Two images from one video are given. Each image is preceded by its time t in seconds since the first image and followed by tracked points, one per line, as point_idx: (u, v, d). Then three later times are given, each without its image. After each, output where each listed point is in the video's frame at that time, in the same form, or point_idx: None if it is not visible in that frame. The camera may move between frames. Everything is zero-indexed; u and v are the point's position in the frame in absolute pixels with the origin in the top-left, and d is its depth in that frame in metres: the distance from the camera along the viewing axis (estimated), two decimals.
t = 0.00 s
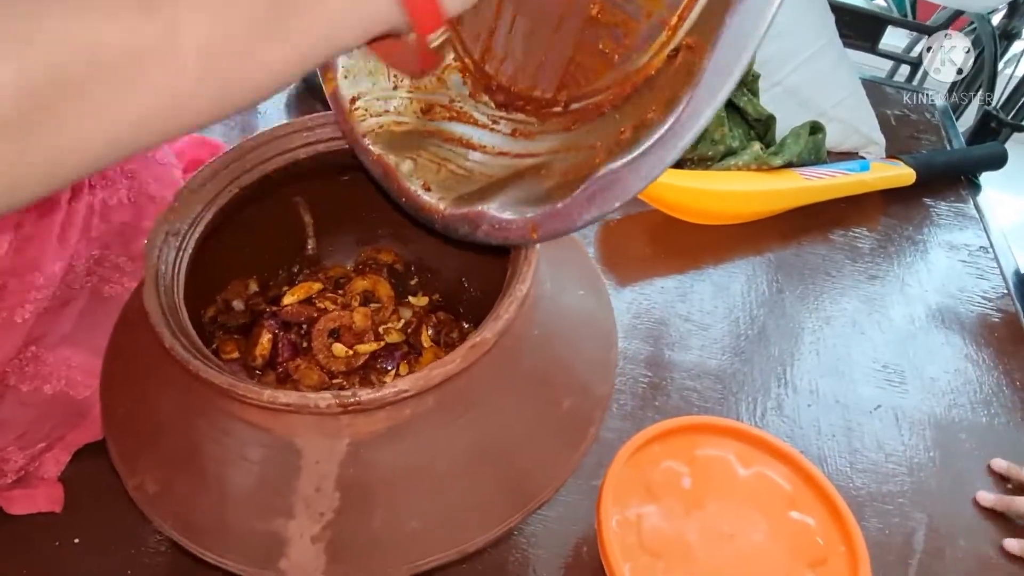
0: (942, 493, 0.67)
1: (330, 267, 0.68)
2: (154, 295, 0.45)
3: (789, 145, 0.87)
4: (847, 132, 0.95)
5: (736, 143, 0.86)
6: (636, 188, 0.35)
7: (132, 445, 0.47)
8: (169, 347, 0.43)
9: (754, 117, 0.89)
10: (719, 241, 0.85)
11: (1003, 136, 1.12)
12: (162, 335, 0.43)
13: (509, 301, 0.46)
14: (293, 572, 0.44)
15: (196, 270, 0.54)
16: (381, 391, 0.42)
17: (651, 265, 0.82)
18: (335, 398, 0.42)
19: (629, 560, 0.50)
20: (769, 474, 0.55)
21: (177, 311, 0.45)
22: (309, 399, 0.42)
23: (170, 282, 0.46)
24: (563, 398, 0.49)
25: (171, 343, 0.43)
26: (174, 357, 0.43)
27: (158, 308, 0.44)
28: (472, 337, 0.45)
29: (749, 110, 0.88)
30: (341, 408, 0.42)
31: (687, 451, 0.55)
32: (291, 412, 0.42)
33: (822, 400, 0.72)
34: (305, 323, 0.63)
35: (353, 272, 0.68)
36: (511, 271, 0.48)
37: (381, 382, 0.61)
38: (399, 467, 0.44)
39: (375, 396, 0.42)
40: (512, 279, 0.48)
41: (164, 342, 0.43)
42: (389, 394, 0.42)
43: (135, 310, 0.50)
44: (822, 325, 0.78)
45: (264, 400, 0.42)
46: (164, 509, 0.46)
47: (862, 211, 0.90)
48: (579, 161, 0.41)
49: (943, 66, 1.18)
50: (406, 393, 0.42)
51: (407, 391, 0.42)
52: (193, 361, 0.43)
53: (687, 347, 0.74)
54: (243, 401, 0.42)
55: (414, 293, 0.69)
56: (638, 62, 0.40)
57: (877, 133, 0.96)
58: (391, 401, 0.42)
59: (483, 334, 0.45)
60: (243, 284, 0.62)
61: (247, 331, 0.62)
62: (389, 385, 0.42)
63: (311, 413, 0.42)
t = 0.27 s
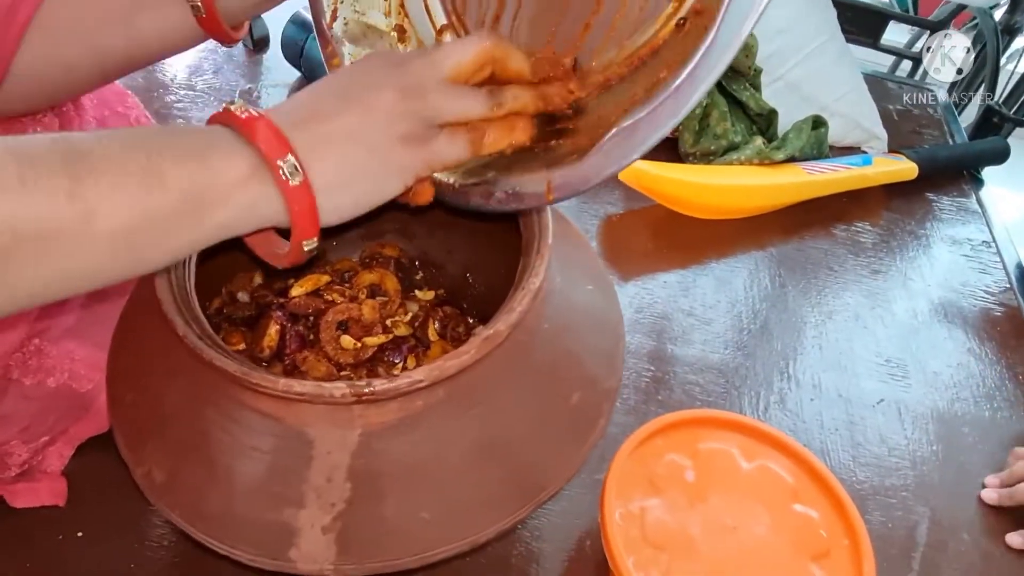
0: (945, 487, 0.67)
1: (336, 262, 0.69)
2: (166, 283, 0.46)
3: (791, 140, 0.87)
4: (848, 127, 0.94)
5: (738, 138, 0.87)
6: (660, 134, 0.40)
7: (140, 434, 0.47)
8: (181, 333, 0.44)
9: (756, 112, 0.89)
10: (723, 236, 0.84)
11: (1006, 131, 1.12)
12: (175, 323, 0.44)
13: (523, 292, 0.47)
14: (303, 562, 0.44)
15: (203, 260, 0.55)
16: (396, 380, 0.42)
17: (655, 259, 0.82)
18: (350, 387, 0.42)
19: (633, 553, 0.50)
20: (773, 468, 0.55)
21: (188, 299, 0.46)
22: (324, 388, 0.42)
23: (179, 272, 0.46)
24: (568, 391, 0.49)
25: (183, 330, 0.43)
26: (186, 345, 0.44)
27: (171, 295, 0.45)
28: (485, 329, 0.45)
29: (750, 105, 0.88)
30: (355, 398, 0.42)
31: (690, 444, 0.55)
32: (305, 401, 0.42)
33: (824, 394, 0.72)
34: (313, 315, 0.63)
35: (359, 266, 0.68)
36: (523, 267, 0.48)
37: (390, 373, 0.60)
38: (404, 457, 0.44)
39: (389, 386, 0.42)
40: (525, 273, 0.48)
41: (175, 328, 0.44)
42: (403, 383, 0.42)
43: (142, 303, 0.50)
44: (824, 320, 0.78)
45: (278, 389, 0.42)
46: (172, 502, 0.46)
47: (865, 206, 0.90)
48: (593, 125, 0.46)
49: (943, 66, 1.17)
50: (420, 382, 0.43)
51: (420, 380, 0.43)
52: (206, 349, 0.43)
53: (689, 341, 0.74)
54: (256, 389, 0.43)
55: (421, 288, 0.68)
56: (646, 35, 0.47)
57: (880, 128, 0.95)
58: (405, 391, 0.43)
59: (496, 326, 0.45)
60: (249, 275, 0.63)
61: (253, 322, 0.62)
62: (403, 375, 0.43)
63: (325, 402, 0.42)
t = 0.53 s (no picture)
0: (943, 482, 0.67)
1: (335, 258, 0.69)
2: (165, 279, 0.45)
3: (790, 137, 0.87)
4: (847, 123, 0.94)
5: (737, 135, 0.86)
6: (666, 126, 0.36)
7: (140, 430, 0.47)
8: (181, 330, 0.43)
9: (755, 108, 0.89)
10: (722, 232, 0.85)
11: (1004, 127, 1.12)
12: (175, 319, 0.44)
13: (520, 288, 0.46)
14: (302, 557, 0.44)
15: (203, 256, 0.54)
16: (393, 376, 0.42)
17: (653, 256, 0.82)
18: (348, 383, 0.42)
19: (631, 547, 0.50)
20: (771, 463, 0.55)
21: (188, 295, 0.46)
22: (321, 383, 0.42)
23: (180, 268, 0.47)
24: (567, 387, 0.49)
25: (182, 327, 0.43)
26: (185, 341, 0.44)
27: (171, 291, 0.45)
28: (483, 325, 0.45)
29: (749, 101, 0.88)
30: (352, 394, 0.42)
31: (688, 439, 0.56)
32: (304, 397, 0.42)
33: (822, 389, 0.72)
34: (312, 311, 0.64)
35: (358, 262, 0.68)
36: (519, 263, 0.48)
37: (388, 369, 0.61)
38: (403, 453, 0.44)
39: (386, 381, 0.42)
40: (522, 269, 0.48)
41: (174, 324, 0.44)
42: (401, 378, 0.42)
43: (142, 299, 0.51)
44: (822, 316, 0.78)
45: (276, 384, 0.42)
46: (172, 497, 0.46)
47: (864, 202, 0.90)
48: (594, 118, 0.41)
49: (943, 66, 1.18)
50: (417, 378, 0.43)
51: (418, 376, 0.43)
52: (205, 346, 0.43)
53: (688, 337, 0.75)
54: (254, 385, 0.43)
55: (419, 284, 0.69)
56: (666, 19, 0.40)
57: (878, 124, 0.95)
58: (403, 387, 0.42)
59: (494, 322, 0.45)
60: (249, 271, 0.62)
61: (252, 319, 0.62)
62: (401, 371, 0.43)
63: (322, 398, 0.42)
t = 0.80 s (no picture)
0: (943, 479, 0.67)
1: (335, 256, 0.69)
2: (166, 279, 0.45)
3: (789, 135, 0.87)
4: (846, 122, 0.95)
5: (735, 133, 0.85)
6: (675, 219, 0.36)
7: (141, 429, 0.48)
8: (181, 330, 0.44)
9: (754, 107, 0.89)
10: (721, 231, 0.85)
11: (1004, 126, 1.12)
12: (176, 319, 0.44)
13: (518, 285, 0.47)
14: (303, 556, 0.44)
15: (204, 256, 0.54)
16: (394, 376, 0.43)
17: (652, 254, 0.82)
18: (349, 383, 0.42)
19: (631, 544, 0.50)
20: (770, 460, 0.55)
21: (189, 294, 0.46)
22: (322, 383, 0.42)
23: (181, 267, 0.47)
24: (566, 384, 0.49)
25: (183, 326, 0.44)
26: (186, 341, 0.44)
27: (173, 291, 0.45)
28: (483, 324, 0.45)
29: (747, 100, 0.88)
30: (354, 393, 0.42)
31: (688, 437, 0.56)
32: (305, 396, 0.43)
33: (822, 387, 0.72)
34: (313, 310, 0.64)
35: (358, 261, 0.68)
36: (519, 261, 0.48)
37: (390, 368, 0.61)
38: (404, 450, 0.44)
39: (387, 381, 0.42)
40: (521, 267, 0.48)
41: (175, 323, 0.44)
42: (401, 378, 0.42)
43: (142, 299, 0.51)
44: (822, 313, 0.78)
45: (277, 384, 0.42)
46: (174, 496, 0.46)
47: (863, 201, 0.90)
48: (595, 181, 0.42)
49: (943, 66, 1.19)
50: (418, 377, 0.43)
51: (419, 376, 0.43)
52: (206, 346, 0.43)
53: (688, 335, 0.75)
54: (254, 385, 0.43)
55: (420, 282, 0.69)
56: (658, 89, 0.41)
57: (878, 123, 0.96)
58: (403, 386, 0.43)
59: (494, 321, 0.45)
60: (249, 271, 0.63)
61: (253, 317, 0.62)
62: (401, 370, 0.43)
63: (323, 397, 0.43)
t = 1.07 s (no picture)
0: (945, 480, 0.67)
1: (335, 257, 0.68)
2: (167, 281, 0.45)
3: (790, 134, 0.87)
4: (847, 122, 0.95)
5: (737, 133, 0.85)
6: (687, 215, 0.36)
7: (142, 430, 0.47)
8: (183, 332, 0.43)
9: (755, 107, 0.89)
10: (722, 231, 0.85)
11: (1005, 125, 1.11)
12: (177, 321, 0.44)
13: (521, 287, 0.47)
14: (305, 557, 0.44)
15: (204, 257, 0.54)
16: (396, 378, 0.43)
17: (654, 254, 0.82)
18: (351, 385, 0.42)
19: (632, 544, 0.50)
20: (772, 460, 0.55)
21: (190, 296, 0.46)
22: (324, 386, 0.42)
23: (182, 269, 0.47)
24: (568, 385, 0.49)
25: (185, 329, 0.43)
26: (187, 343, 0.44)
27: (174, 293, 0.45)
28: (485, 326, 0.45)
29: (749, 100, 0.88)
30: (356, 395, 0.42)
31: (689, 437, 0.56)
32: (307, 399, 0.43)
33: (824, 387, 0.72)
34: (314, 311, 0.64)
35: (359, 262, 0.68)
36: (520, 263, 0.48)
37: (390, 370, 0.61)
38: (405, 451, 0.44)
39: (389, 383, 0.42)
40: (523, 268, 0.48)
41: (176, 325, 0.44)
42: (404, 380, 0.42)
43: (143, 300, 0.51)
44: (824, 314, 0.78)
45: (280, 386, 0.42)
46: (175, 497, 0.46)
47: (864, 200, 0.90)
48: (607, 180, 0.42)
49: (943, 66, 1.19)
50: (421, 379, 0.43)
51: (421, 377, 0.43)
52: (207, 348, 0.43)
53: (689, 335, 0.75)
54: (256, 387, 0.43)
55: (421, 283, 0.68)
56: (668, 86, 0.39)
57: (879, 122, 0.96)
58: (405, 388, 0.43)
59: (495, 323, 0.45)
60: (249, 271, 0.62)
61: (254, 318, 0.62)
62: (404, 372, 0.43)
63: (325, 399, 0.42)
